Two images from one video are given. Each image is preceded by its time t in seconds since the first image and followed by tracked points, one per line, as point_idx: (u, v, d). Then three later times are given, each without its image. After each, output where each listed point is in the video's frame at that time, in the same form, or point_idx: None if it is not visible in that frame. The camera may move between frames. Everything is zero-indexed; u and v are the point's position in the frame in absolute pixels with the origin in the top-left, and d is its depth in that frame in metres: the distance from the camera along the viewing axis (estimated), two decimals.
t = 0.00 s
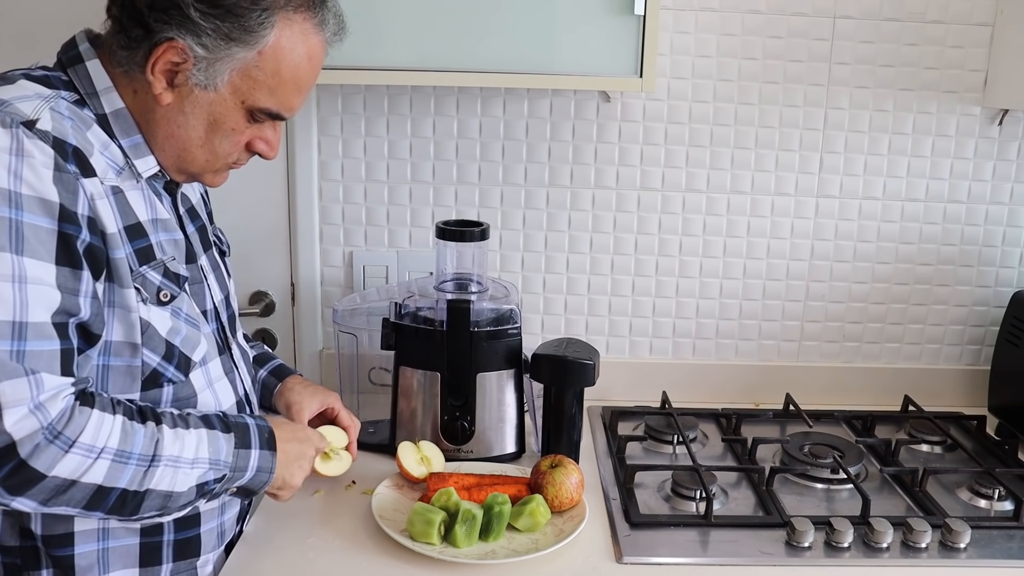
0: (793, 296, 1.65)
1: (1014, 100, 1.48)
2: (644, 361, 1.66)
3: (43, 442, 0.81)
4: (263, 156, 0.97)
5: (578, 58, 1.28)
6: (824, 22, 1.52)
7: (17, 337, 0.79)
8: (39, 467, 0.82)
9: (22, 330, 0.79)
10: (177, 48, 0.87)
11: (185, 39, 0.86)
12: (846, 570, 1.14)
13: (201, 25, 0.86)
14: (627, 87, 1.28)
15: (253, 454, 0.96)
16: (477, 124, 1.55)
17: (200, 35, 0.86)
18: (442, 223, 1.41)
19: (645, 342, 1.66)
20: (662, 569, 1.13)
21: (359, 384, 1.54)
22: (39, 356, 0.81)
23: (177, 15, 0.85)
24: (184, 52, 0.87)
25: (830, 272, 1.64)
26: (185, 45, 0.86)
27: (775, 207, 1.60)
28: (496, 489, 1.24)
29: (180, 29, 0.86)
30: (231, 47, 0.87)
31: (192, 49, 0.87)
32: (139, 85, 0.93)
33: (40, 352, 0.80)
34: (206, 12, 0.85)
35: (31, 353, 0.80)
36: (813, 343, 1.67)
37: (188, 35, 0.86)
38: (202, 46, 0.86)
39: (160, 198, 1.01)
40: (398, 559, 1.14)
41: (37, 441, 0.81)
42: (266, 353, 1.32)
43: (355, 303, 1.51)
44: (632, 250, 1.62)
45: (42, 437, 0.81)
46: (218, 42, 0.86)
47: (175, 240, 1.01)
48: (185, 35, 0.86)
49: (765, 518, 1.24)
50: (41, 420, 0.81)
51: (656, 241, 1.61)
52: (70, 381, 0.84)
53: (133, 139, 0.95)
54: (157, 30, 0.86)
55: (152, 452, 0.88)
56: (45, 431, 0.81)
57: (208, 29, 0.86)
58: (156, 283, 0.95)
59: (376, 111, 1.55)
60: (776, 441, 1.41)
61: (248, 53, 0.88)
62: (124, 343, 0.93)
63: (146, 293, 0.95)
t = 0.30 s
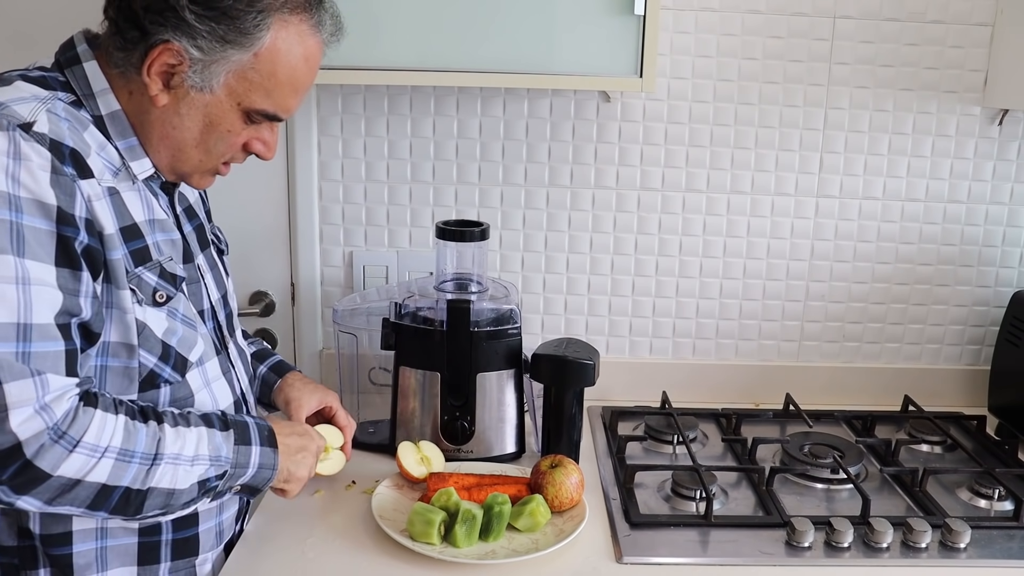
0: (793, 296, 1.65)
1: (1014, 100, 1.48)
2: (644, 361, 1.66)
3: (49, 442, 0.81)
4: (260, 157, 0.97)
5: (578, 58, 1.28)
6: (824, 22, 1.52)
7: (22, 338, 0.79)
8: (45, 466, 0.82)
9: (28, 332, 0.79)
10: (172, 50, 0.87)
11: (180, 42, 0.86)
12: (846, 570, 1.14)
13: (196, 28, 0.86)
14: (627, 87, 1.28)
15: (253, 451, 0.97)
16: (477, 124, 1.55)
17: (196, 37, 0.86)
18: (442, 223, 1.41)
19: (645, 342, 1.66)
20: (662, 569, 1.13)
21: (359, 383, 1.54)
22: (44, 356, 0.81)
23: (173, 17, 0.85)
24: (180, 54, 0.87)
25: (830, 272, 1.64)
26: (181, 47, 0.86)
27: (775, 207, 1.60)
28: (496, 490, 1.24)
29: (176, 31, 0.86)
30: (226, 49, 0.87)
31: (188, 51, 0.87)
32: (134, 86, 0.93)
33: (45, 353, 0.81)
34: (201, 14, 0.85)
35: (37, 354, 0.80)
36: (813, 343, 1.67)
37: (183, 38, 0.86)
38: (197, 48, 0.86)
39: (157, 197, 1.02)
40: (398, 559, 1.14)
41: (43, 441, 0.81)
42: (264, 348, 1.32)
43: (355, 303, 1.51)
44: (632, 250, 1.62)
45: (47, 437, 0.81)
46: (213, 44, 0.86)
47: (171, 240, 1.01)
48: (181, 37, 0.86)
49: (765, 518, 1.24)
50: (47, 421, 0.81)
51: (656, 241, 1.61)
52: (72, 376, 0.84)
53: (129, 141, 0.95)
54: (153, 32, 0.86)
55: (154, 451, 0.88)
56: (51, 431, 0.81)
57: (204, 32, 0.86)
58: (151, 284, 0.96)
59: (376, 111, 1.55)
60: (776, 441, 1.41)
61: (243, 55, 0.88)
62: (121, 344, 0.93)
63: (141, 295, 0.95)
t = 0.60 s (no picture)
0: (793, 296, 1.65)
1: (1014, 101, 1.48)
2: (644, 361, 1.66)
3: None
4: (262, 146, 0.97)
5: (578, 58, 1.28)
6: (824, 22, 1.52)
7: None
8: None
9: None
10: (167, 39, 0.87)
11: (175, 30, 0.86)
12: (846, 570, 1.14)
13: (190, 15, 0.86)
14: (627, 87, 1.28)
15: (233, 492, 0.93)
16: (477, 124, 1.55)
17: (189, 25, 0.86)
18: (442, 223, 1.41)
19: (645, 342, 1.66)
20: (662, 569, 1.13)
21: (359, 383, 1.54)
22: None
23: (166, 6, 0.86)
24: (174, 43, 0.87)
25: (830, 272, 1.64)
26: (175, 35, 0.87)
27: (775, 207, 1.60)
28: (496, 490, 1.24)
29: (169, 20, 0.86)
30: (220, 35, 0.87)
31: (182, 40, 0.87)
32: (132, 79, 0.93)
33: None
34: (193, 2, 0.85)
35: None
36: (813, 343, 1.67)
37: (177, 26, 0.86)
38: (192, 36, 0.87)
39: (158, 193, 1.03)
40: (398, 559, 1.14)
41: None
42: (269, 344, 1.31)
43: (355, 303, 1.51)
44: (631, 250, 1.62)
45: None
46: (207, 31, 0.87)
47: (169, 243, 1.01)
48: (175, 26, 0.86)
49: (765, 518, 1.24)
50: None
51: (656, 241, 1.61)
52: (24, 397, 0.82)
53: (130, 140, 0.96)
54: (147, 22, 0.87)
55: (107, 476, 0.85)
56: None
57: (197, 19, 0.86)
58: (151, 286, 0.95)
59: (376, 111, 1.55)
60: (776, 441, 1.41)
61: (237, 40, 0.88)
62: (116, 347, 0.93)
63: (142, 296, 0.94)
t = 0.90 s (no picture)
0: (793, 296, 1.65)
1: (1014, 101, 1.48)
2: (644, 361, 1.66)
3: None
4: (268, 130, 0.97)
5: (577, 58, 1.28)
6: (823, 22, 1.52)
7: None
8: None
9: None
10: (163, 27, 0.87)
11: (170, 16, 0.86)
12: (846, 570, 1.14)
13: None
14: (627, 87, 1.28)
15: (182, 515, 0.92)
16: (477, 124, 1.55)
17: (184, 9, 0.86)
18: (442, 223, 1.41)
19: (645, 342, 1.66)
20: (662, 569, 1.13)
21: (359, 383, 1.54)
22: None
23: None
24: (171, 29, 0.87)
25: (830, 272, 1.64)
26: (171, 21, 0.87)
27: (775, 207, 1.60)
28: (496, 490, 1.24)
29: (163, 7, 0.86)
30: (215, 16, 0.87)
31: (178, 25, 0.87)
32: (132, 73, 0.93)
33: None
34: None
35: None
36: (813, 343, 1.67)
37: (171, 12, 0.86)
38: (187, 20, 0.87)
39: (161, 194, 1.03)
40: (399, 559, 1.14)
41: None
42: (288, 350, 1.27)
43: (356, 303, 1.51)
44: (632, 250, 1.62)
45: None
46: (202, 13, 0.87)
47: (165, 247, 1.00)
48: (169, 12, 0.86)
49: (765, 518, 1.24)
50: None
51: (656, 241, 1.61)
52: None
53: (131, 138, 0.96)
54: (141, 11, 0.87)
55: (43, 492, 0.85)
56: None
57: (191, 2, 0.86)
58: (145, 290, 0.95)
59: (376, 111, 1.55)
60: (776, 441, 1.41)
61: (234, 20, 0.88)
62: (99, 351, 0.92)
63: (135, 301, 0.94)
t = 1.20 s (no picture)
0: (793, 296, 1.65)
1: (1014, 101, 1.48)
2: (644, 361, 1.66)
3: None
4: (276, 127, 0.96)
5: (577, 57, 1.28)
6: (823, 22, 1.52)
7: None
8: None
9: None
10: (162, 26, 0.88)
11: (168, 15, 0.87)
12: (846, 570, 1.14)
13: None
14: (627, 87, 1.28)
15: (167, 517, 0.92)
16: (477, 124, 1.55)
17: (181, 6, 0.87)
18: (442, 223, 1.41)
19: (645, 342, 1.66)
20: (662, 569, 1.13)
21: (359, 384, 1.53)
22: None
23: None
24: (170, 28, 0.88)
25: (830, 272, 1.64)
26: (169, 20, 0.87)
27: (775, 207, 1.60)
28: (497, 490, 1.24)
29: (161, 6, 0.87)
30: (214, 12, 0.87)
31: (177, 23, 0.87)
32: (133, 75, 0.94)
33: None
34: None
35: None
36: (813, 343, 1.67)
37: (169, 10, 0.87)
38: (185, 17, 0.87)
39: (164, 200, 1.04)
40: (399, 559, 1.14)
41: None
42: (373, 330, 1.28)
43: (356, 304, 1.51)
44: (631, 250, 1.62)
45: None
46: (200, 9, 0.87)
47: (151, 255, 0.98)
48: (167, 10, 0.87)
49: (765, 518, 1.24)
50: None
51: (656, 241, 1.61)
52: None
53: (129, 141, 0.96)
54: (139, 11, 0.87)
55: (24, 494, 0.86)
56: None
57: None
58: (128, 298, 0.95)
59: (376, 111, 1.55)
60: (776, 441, 1.41)
61: (233, 15, 0.88)
62: (79, 357, 0.92)
63: (117, 308, 0.94)
